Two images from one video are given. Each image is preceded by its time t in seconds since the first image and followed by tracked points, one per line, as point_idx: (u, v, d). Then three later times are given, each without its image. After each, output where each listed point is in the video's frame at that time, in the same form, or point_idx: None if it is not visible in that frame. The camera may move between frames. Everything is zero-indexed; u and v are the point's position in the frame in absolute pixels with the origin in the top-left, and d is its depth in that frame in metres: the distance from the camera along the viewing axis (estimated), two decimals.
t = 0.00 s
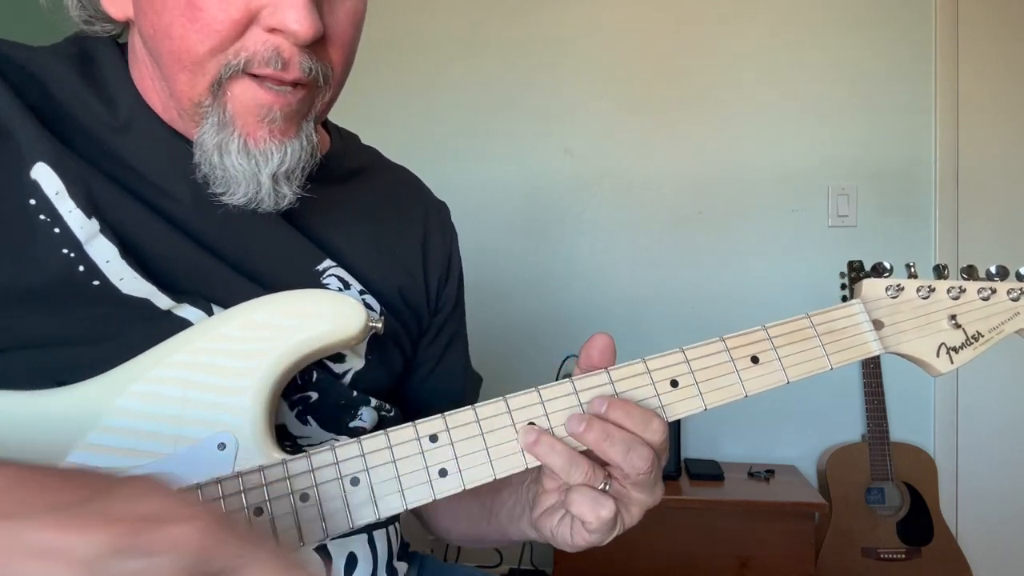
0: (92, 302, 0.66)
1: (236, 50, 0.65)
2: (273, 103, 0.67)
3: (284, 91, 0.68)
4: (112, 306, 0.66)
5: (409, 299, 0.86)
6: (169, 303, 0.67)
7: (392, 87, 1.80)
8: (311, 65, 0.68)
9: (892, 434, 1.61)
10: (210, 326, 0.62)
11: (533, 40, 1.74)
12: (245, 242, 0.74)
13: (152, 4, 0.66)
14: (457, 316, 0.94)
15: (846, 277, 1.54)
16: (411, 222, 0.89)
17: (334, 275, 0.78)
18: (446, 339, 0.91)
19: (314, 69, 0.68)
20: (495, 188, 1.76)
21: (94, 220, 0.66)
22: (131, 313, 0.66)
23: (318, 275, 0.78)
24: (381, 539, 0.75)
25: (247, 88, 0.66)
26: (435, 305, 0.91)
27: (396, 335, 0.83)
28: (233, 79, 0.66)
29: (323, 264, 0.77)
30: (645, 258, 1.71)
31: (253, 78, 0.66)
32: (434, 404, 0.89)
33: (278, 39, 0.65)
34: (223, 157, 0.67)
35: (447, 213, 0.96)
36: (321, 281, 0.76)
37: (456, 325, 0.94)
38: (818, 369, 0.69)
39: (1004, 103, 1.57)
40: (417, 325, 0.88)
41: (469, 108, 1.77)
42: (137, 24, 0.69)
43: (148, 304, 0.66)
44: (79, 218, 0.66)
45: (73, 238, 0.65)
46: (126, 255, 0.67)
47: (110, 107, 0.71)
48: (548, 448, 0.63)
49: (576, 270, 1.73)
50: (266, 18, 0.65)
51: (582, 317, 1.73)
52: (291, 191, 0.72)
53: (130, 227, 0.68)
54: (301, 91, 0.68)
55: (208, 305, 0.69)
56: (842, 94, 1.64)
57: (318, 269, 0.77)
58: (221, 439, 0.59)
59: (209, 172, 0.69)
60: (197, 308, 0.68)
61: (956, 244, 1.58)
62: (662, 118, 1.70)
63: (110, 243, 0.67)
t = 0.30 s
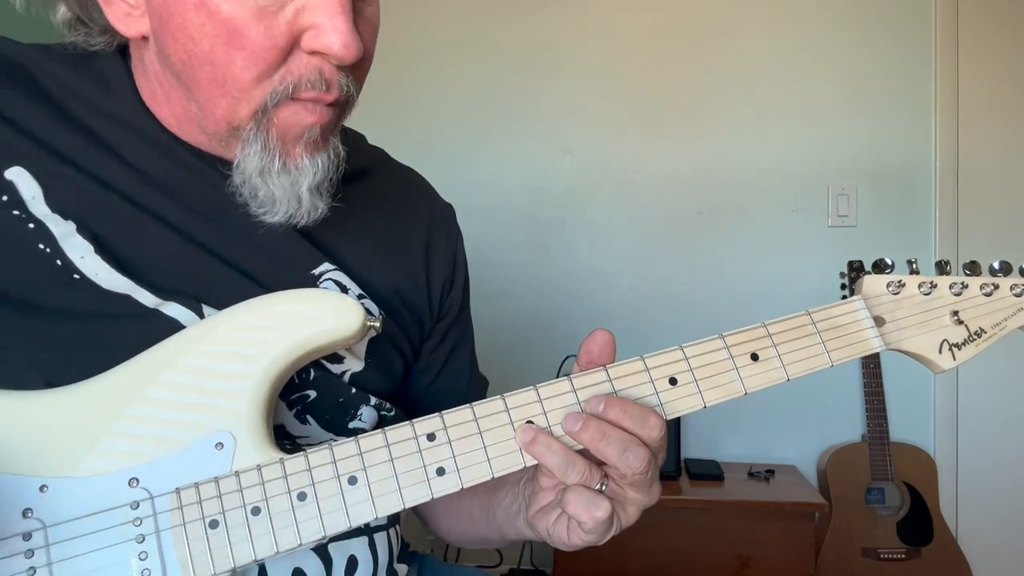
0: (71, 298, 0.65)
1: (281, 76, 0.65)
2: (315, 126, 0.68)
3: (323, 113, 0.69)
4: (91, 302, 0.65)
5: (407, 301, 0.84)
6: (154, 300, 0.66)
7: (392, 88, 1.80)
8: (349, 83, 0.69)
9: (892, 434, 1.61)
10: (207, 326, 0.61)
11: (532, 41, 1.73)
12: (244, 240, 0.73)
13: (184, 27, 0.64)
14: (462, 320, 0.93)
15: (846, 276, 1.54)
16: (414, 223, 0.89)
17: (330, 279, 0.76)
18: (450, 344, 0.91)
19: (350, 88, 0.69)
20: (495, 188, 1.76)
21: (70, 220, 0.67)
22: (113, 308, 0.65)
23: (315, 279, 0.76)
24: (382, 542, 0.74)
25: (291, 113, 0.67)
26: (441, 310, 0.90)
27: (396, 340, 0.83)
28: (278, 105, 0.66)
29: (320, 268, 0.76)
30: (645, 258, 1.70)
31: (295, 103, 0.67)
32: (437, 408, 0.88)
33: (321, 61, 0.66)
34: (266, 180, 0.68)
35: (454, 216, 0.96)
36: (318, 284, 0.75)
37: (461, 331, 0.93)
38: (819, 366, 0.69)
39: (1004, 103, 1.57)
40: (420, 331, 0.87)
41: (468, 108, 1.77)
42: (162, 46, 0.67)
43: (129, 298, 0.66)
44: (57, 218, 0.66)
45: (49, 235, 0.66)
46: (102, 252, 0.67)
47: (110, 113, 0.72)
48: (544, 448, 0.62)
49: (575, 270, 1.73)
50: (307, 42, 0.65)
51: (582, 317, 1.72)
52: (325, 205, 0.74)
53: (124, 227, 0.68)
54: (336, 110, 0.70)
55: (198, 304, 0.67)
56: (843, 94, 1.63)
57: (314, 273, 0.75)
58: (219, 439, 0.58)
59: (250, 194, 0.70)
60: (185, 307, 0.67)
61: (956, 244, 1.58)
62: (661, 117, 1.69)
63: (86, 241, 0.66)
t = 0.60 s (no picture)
0: (67, 307, 0.64)
1: (286, 82, 0.65)
2: (321, 126, 0.68)
3: (328, 113, 0.69)
4: (87, 310, 0.64)
5: (405, 301, 0.84)
6: (151, 304, 0.66)
7: (391, 88, 1.79)
8: (351, 83, 0.69)
9: (892, 434, 1.61)
10: (207, 326, 0.61)
11: (531, 40, 1.73)
12: (245, 238, 0.72)
13: (184, 43, 0.64)
14: (460, 319, 0.92)
15: (847, 276, 1.53)
16: (412, 223, 0.88)
17: (327, 280, 0.75)
18: (448, 343, 0.90)
19: (352, 87, 0.69)
20: (495, 188, 1.75)
21: (64, 228, 0.66)
22: (111, 316, 0.64)
23: (311, 281, 0.75)
24: (382, 543, 0.74)
25: (297, 116, 0.67)
26: (439, 308, 0.89)
27: (394, 340, 0.82)
28: (284, 110, 0.66)
29: (317, 268, 0.75)
30: (644, 258, 1.70)
31: (301, 106, 0.67)
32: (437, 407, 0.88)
33: (324, 66, 0.65)
34: (279, 185, 0.68)
35: (452, 216, 0.95)
36: (314, 286, 0.74)
37: (460, 329, 0.92)
38: (826, 359, 0.68)
39: (1004, 103, 1.57)
40: (418, 330, 0.86)
41: (467, 108, 1.76)
42: (162, 62, 0.66)
43: (126, 304, 0.65)
44: (50, 228, 0.66)
45: (44, 244, 0.65)
46: (97, 258, 0.66)
47: (106, 118, 0.71)
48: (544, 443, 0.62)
49: (575, 270, 1.72)
50: (309, 48, 0.64)
51: (582, 316, 1.72)
52: (334, 200, 0.75)
53: (124, 229, 0.68)
54: (340, 108, 0.70)
55: (195, 305, 0.67)
56: (843, 94, 1.63)
57: (310, 274, 0.74)
58: (220, 438, 0.58)
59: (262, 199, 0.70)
60: (183, 310, 0.66)
61: (957, 244, 1.57)
62: (661, 117, 1.69)
63: (80, 248, 0.66)
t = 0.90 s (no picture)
0: (67, 313, 0.65)
1: (290, 94, 0.65)
2: (322, 135, 0.69)
3: (330, 123, 0.69)
4: (85, 316, 0.65)
5: (404, 303, 0.84)
6: (150, 309, 0.66)
7: (391, 88, 1.79)
8: (353, 93, 0.69)
9: (892, 434, 1.61)
10: (206, 327, 0.61)
11: (531, 41, 1.73)
12: (244, 239, 0.72)
13: (189, 53, 0.63)
14: (458, 320, 0.93)
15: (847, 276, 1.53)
16: (411, 224, 0.88)
17: (327, 282, 0.75)
18: (446, 344, 0.90)
19: (354, 97, 0.70)
20: (495, 188, 1.75)
21: (65, 234, 0.67)
22: (110, 322, 0.65)
23: (312, 283, 0.75)
24: (381, 544, 0.74)
25: (299, 127, 0.67)
26: (437, 309, 0.89)
27: (392, 343, 0.82)
28: (287, 121, 0.66)
29: (317, 271, 0.75)
30: (645, 258, 1.70)
31: (304, 117, 0.67)
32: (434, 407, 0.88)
33: (328, 77, 0.66)
34: (279, 193, 0.69)
35: (450, 217, 0.95)
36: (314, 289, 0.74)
37: (457, 330, 0.92)
38: (821, 358, 0.68)
39: (1004, 103, 1.57)
40: (416, 331, 0.86)
41: (467, 109, 1.77)
42: (164, 71, 0.66)
43: (126, 311, 0.65)
44: (50, 234, 0.66)
45: (44, 250, 0.66)
46: (97, 263, 0.67)
47: (106, 121, 0.71)
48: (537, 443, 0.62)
49: (575, 270, 1.72)
50: (314, 60, 0.65)
51: (582, 316, 1.72)
52: (332, 207, 0.75)
53: (123, 231, 0.68)
54: (341, 117, 0.70)
55: (195, 307, 0.67)
56: (843, 94, 1.63)
57: (310, 276, 0.74)
58: (219, 439, 0.58)
59: (261, 206, 0.70)
60: (182, 313, 0.66)
61: (957, 244, 1.57)
62: (661, 117, 1.69)
63: (80, 253, 0.66)
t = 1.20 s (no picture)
0: (67, 308, 0.65)
1: (281, 98, 0.65)
2: (315, 139, 0.69)
3: (323, 127, 0.69)
4: (87, 306, 0.65)
5: (404, 303, 0.84)
6: (150, 304, 0.66)
7: (392, 88, 1.79)
8: (348, 98, 0.68)
9: (892, 434, 1.61)
10: (206, 327, 0.61)
11: (531, 41, 1.73)
12: (245, 239, 0.73)
13: (181, 56, 0.63)
14: (460, 320, 0.93)
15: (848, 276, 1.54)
16: (413, 225, 0.88)
17: (327, 282, 0.75)
18: (448, 344, 0.90)
19: (349, 101, 0.69)
20: (495, 188, 1.75)
21: (63, 230, 0.67)
22: (109, 316, 0.65)
23: (312, 283, 0.75)
24: (382, 544, 0.74)
25: (291, 130, 0.67)
26: (438, 312, 0.89)
27: (393, 343, 0.82)
28: (279, 124, 0.66)
29: (317, 271, 0.75)
30: (645, 258, 1.70)
31: (296, 121, 0.67)
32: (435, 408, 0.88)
33: (321, 82, 0.65)
34: (271, 195, 0.69)
35: (453, 217, 0.95)
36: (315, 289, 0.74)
37: (460, 331, 0.92)
38: (822, 365, 0.68)
39: (1005, 104, 1.57)
40: (417, 333, 0.86)
41: (468, 109, 1.77)
42: (158, 72, 0.66)
43: (125, 304, 0.65)
44: (49, 229, 0.66)
45: (42, 244, 0.66)
46: (96, 260, 0.67)
47: (106, 121, 0.71)
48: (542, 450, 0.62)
49: (575, 270, 1.72)
50: (306, 64, 0.64)
51: (582, 317, 1.72)
52: (328, 209, 0.75)
53: (124, 232, 0.68)
54: (335, 122, 0.70)
55: (195, 307, 0.67)
56: (844, 94, 1.63)
57: (309, 277, 0.75)
58: (219, 439, 0.58)
59: (254, 207, 0.71)
60: (182, 311, 0.66)
61: (956, 244, 1.57)
62: (661, 117, 1.69)
63: (80, 249, 0.66)
